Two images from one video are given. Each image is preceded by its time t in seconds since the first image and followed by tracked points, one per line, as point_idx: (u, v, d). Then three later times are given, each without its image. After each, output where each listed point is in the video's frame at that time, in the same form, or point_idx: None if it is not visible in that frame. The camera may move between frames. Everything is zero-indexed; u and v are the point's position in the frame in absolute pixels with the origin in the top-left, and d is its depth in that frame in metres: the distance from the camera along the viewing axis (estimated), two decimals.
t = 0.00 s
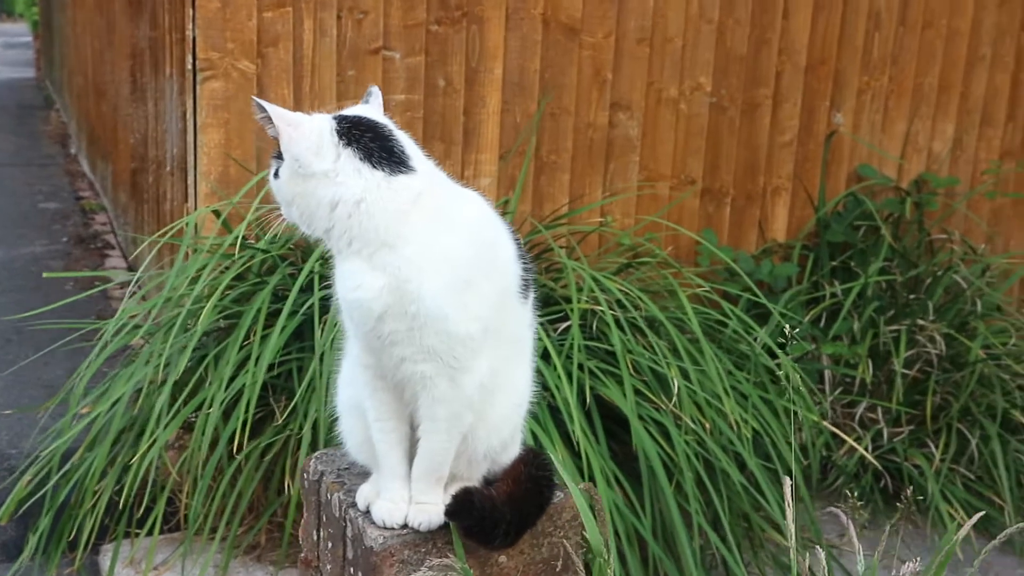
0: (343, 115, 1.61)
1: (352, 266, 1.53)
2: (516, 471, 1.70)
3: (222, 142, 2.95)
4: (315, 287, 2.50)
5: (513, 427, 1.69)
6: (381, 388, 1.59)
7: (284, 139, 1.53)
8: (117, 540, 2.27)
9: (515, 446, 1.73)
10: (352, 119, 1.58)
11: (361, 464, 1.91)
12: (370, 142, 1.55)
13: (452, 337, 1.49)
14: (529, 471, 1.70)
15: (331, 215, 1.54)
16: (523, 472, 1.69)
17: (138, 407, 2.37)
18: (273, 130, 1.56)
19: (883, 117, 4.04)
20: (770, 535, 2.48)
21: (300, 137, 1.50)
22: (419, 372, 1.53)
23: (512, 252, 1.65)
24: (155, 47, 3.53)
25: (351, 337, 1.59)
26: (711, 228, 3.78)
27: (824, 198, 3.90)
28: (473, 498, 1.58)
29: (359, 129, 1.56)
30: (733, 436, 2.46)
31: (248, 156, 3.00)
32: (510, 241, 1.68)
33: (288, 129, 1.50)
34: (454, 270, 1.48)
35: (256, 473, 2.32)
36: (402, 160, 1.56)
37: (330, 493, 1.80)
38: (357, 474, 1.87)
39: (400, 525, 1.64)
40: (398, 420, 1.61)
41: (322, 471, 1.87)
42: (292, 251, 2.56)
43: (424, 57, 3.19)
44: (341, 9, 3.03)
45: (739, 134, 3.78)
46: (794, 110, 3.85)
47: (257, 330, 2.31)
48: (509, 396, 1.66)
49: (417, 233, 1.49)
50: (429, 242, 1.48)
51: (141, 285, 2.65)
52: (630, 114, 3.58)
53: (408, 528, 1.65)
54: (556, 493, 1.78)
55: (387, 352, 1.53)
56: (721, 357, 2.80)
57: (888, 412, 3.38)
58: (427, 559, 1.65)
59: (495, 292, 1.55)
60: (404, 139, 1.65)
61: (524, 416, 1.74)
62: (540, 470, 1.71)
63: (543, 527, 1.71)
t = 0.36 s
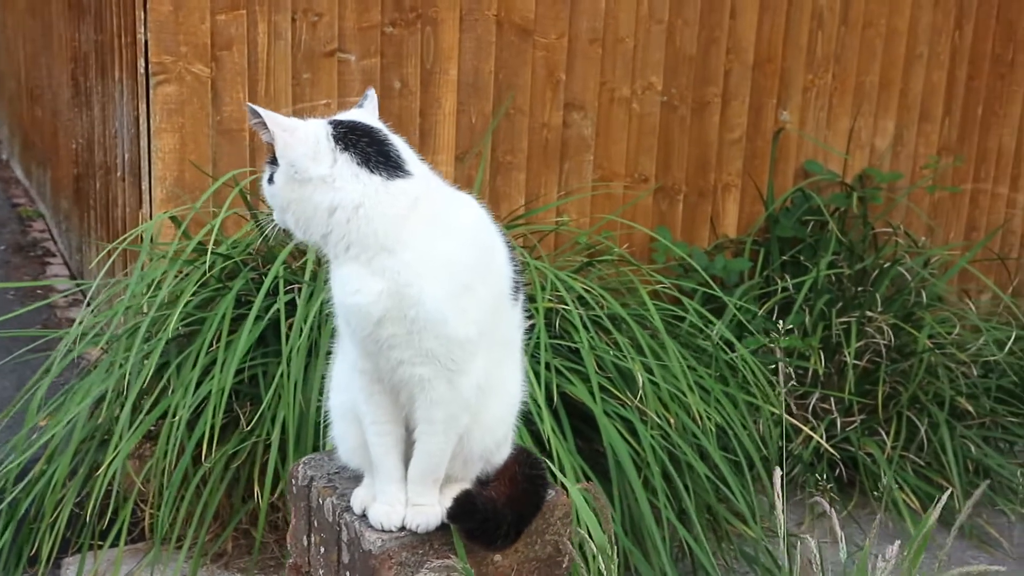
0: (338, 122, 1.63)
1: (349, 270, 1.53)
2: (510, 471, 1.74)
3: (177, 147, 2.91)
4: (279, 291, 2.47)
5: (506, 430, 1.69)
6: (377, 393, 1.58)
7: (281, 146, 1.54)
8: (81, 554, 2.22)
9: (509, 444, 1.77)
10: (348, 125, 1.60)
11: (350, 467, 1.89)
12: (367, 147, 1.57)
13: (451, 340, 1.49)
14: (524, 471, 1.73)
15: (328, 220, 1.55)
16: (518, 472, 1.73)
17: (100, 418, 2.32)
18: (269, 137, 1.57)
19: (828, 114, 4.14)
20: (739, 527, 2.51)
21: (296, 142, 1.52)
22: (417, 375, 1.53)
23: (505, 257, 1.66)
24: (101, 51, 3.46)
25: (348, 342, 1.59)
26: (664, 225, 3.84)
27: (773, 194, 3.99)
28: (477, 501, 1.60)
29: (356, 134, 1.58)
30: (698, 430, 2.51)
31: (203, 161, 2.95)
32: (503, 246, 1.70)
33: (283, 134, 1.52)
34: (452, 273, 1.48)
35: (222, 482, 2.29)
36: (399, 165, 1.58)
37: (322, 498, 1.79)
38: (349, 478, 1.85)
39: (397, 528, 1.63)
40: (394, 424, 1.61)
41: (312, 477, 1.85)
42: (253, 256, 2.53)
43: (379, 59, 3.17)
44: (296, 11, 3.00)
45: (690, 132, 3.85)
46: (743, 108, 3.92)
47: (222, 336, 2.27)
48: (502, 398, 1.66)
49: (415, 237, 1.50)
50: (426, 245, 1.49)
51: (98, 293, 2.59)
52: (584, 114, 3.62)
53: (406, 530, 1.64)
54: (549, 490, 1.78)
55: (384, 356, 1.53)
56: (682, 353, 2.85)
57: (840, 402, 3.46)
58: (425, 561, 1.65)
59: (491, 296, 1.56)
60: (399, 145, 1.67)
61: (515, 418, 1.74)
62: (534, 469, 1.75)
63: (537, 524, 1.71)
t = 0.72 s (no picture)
0: (344, 121, 1.63)
1: (355, 269, 1.54)
2: (512, 467, 1.76)
3: (155, 145, 2.89)
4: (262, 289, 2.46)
5: (506, 425, 1.71)
6: (381, 391, 1.60)
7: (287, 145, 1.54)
8: (64, 555, 2.20)
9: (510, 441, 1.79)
10: (354, 125, 1.61)
11: (349, 465, 1.89)
12: (373, 147, 1.58)
13: (456, 338, 1.51)
14: (525, 468, 1.76)
15: (334, 220, 1.55)
16: (520, 468, 1.76)
17: (82, 417, 2.30)
18: (275, 137, 1.58)
19: (800, 111, 4.19)
20: (721, 521, 2.55)
21: (303, 142, 1.52)
22: (422, 373, 1.54)
23: (506, 255, 1.68)
24: (76, 47, 3.42)
25: (352, 340, 1.60)
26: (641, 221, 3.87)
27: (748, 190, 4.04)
28: (483, 498, 1.66)
29: (362, 134, 1.58)
30: (680, 424, 2.56)
31: (182, 159, 2.94)
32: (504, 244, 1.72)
33: (290, 134, 1.52)
34: (457, 272, 1.50)
35: (206, 481, 2.27)
36: (404, 165, 1.59)
37: (323, 496, 1.79)
38: (349, 475, 1.85)
39: (401, 524, 1.64)
40: (397, 421, 1.62)
41: (312, 474, 1.85)
42: (236, 254, 2.52)
43: (358, 56, 3.17)
44: (274, 8, 2.98)
45: (666, 130, 3.88)
46: (717, 105, 3.97)
47: (206, 335, 2.26)
48: (503, 395, 1.68)
49: (421, 236, 1.51)
50: (432, 244, 1.50)
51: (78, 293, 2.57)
52: (562, 111, 3.63)
53: (409, 527, 1.64)
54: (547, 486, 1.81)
55: (390, 354, 1.54)
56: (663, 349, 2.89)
57: (815, 396, 3.50)
58: (427, 556, 1.66)
59: (495, 294, 1.58)
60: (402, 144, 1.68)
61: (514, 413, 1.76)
62: (535, 466, 1.78)
63: (538, 518, 1.74)
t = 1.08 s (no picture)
0: (344, 122, 1.64)
1: (357, 268, 1.54)
2: (511, 465, 1.79)
3: (140, 147, 2.88)
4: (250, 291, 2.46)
5: (505, 423, 1.72)
6: (382, 389, 1.60)
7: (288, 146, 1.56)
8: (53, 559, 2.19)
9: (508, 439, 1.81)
10: (355, 126, 1.62)
11: (348, 464, 1.90)
12: (375, 148, 1.59)
13: (458, 336, 1.51)
14: (524, 465, 1.78)
15: (336, 220, 1.56)
16: (519, 466, 1.77)
17: (71, 421, 2.28)
18: (277, 138, 1.58)
19: (782, 109, 4.23)
20: (710, 517, 2.57)
21: (305, 143, 1.54)
22: (424, 371, 1.55)
23: (506, 255, 1.69)
24: (58, 49, 3.40)
25: (353, 340, 1.60)
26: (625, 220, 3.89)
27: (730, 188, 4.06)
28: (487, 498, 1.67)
29: (363, 135, 1.60)
30: (668, 421, 2.58)
31: (168, 161, 2.93)
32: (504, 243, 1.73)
33: (292, 135, 1.54)
34: (460, 271, 1.50)
35: (196, 484, 2.27)
36: (406, 166, 1.60)
37: (322, 495, 1.79)
38: (348, 474, 1.86)
39: (402, 522, 1.64)
40: (398, 420, 1.62)
41: (311, 474, 1.85)
42: (224, 257, 2.52)
43: (343, 57, 3.17)
44: (259, 10, 2.98)
45: (649, 129, 3.90)
46: (700, 104, 3.99)
47: (196, 337, 2.26)
48: (503, 393, 1.69)
49: (424, 236, 1.52)
50: (435, 243, 1.51)
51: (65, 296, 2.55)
52: (546, 111, 3.64)
53: (411, 525, 1.65)
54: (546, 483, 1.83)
55: (392, 353, 1.55)
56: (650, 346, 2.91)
57: (800, 391, 3.52)
58: (429, 554, 1.66)
59: (496, 292, 1.59)
60: (403, 145, 1.69)
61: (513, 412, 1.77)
62: (533, 462, 1.79)
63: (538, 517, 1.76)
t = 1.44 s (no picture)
0: (346, 127, 1.64)
1: (358, 273, 1.54)
2: (512, 468, 1.79)
3: (134, 149, 2.87)
4: (246, 293, 2.46)
5: (506, 426, 1.73)
6: (384, 393, 1.60)
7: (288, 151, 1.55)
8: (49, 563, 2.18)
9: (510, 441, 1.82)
10: (356, 130, 1.62)
11: (348, 467, 1.90)
12: (376, 153, 1.59)
13: (460, 340, 1.52)
14: (525, 467, 1.79)
15: (338, 224, 1.56)
16: (520, 469, 1.78)
17: (66, 423, 2.28)
18: (278, 142, 1.58)
19: (773, 110, 4.24)
20: (705, 517, 2.59)
21: (306, 148, 1.53)
22: (425, 375, 1.55)
23: (506, 259, 1.69)
24: (50, 50, 3.39)
25: (354, 344, 1.60)
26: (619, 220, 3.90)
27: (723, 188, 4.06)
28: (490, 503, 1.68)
29: (365, 140, 1.60)
30: (664, 422, 2.60)
31: (162, 163, 2.92)
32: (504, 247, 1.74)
33: (293, 140, 1.53)
34: (461, 276, 1.51)
35: (192, 487, 2.26)
36: (407, 170, 1.60)
37: (324, 499, 1.79)
38: (349, 478, 1.86)
39: (404, 525, 1.65)
40: (400, 423, 1.63)
41: (312, 477, 1.86)
42: (219, 258, 2.52)
43: (337, 58, 3.16)
44: (253, 11, 2.97)
45: (642, 130, 3.91)
46: (692, 104, 4.01)
47: (192, 339, 2.26)
48: (503, 396, 1.70)
49: (425, 241, 1.52)
50: (436, 248, 1.51)
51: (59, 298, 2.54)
52: (539, 112, 3.65)
53: (413, 528, 1.66)
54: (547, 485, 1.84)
55: (393, 358, 1.55)
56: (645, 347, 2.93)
57: (793, 390, 3.52)
58: (431, 557, 1.67)
59: (497, 296, 1.59)
60: (404, 149, 1.69)
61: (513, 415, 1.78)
62: (534, 466, 1.81)
63: (540, 519, 1.77)
